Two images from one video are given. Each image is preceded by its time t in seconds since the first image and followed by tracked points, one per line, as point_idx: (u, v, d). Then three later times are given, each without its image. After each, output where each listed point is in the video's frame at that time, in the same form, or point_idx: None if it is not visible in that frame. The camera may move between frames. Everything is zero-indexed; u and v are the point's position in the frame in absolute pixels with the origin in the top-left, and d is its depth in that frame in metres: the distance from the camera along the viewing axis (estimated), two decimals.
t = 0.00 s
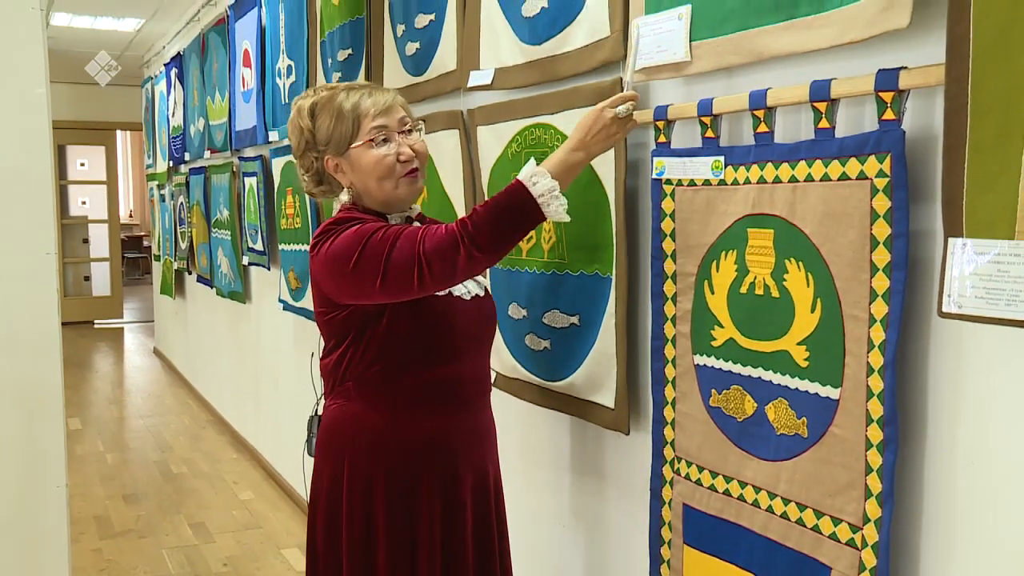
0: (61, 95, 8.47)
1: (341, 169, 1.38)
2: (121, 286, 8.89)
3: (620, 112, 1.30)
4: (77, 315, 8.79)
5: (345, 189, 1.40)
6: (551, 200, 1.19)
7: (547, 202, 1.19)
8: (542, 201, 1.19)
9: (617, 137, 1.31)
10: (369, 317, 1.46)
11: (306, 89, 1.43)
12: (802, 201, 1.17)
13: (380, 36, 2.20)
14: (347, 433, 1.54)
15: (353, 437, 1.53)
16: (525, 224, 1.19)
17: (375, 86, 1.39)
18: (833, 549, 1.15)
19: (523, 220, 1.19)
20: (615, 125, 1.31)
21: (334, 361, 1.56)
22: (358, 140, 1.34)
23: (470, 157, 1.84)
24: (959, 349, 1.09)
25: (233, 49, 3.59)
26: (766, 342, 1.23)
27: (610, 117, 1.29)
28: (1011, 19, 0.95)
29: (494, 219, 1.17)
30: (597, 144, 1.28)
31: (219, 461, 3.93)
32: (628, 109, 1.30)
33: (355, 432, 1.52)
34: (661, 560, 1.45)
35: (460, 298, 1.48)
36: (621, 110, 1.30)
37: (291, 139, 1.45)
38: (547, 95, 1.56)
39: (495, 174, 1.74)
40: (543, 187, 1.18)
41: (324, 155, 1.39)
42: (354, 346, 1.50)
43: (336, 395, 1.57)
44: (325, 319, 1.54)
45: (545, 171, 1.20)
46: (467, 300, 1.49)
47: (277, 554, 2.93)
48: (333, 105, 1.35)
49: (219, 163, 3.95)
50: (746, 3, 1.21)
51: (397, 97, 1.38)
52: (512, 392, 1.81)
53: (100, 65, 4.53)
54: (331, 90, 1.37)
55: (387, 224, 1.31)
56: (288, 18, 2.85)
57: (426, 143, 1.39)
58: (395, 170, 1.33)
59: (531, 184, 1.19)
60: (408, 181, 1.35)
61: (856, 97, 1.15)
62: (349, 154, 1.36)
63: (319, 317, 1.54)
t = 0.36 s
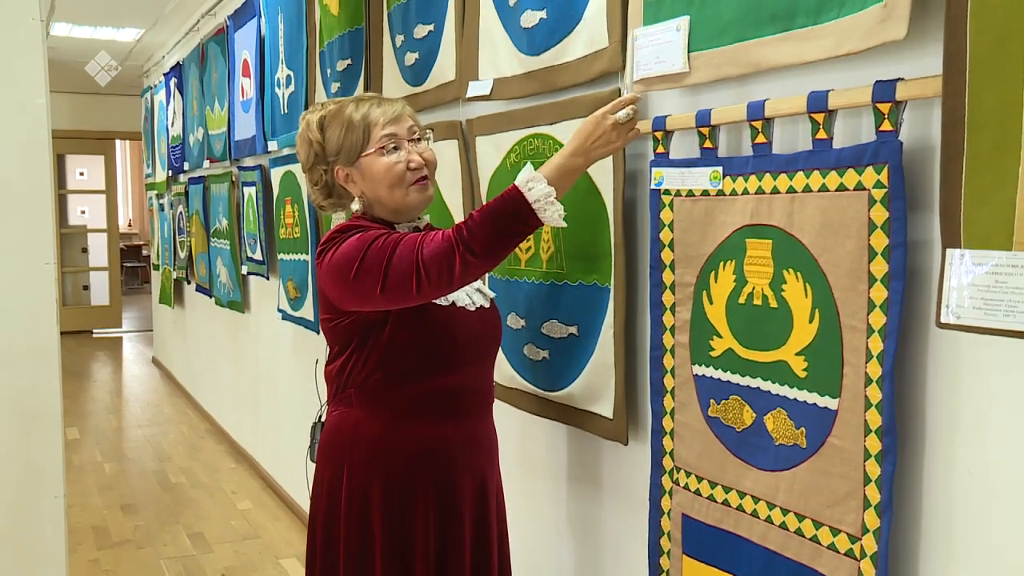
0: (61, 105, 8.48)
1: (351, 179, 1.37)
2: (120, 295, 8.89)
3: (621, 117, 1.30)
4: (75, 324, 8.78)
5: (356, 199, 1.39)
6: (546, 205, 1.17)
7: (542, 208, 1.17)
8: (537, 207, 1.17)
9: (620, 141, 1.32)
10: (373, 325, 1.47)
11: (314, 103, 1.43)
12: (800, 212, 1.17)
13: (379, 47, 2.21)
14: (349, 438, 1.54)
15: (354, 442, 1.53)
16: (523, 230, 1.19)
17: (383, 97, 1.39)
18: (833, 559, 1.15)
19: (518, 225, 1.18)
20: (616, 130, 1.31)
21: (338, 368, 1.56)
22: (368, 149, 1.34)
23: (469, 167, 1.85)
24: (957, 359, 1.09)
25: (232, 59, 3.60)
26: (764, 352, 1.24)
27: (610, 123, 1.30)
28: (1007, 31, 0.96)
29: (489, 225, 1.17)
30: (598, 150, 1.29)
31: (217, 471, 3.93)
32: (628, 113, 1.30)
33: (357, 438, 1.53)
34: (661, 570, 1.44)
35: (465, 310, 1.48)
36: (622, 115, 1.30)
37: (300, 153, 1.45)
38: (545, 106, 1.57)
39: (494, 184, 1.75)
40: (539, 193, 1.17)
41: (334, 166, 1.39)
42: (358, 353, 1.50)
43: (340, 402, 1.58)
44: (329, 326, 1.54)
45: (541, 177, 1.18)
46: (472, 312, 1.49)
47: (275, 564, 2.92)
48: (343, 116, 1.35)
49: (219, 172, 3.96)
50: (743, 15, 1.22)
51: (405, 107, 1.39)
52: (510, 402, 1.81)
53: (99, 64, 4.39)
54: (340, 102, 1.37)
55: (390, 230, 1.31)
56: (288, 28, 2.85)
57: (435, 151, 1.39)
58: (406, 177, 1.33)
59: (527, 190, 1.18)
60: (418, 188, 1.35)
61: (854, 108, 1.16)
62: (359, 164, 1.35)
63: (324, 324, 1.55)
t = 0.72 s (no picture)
0: (59, 114, 8.49)
1: (352, 189, 1.37)
2: (117, 304, 8.87)
3: (612, 103, 1.29)
4: (71, 333, 8.77)
5: (356, 210, 1.39)
6: (544, 192, 1.17)
7: (540, 194, 1.17)
8: (536, 194, 1.17)
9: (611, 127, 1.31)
10: (374, 333, 1.46)
11: (313, 116, 1.44)
12: (796, 222, 1.18)
13: (377, 58, 2.22)
14: (351, 446, 1.54)
15: (356, 449, 1.53)
16: (523, 220, 1.18)
17: (382, 108, 1.40)
18: (830, 570, 1.15)
19: (518, 215, 1.18)
20: (607, 117, 1.30)
21: (341, 375, 1.56)
22: (370, 159, 1.34)
23: (466, 177, 1.85)
24: (954, 369, 1.09)
25: (230, 69, 3.60)
26: (761, 362, 1.24)
27: (600, 110, 1.29)
28: (1003, 43, 0.97)
29: (489, 216, 1.17)
30: (590, 138, 1.28)
31: (214, 481, 3.92)
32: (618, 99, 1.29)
33: (359, 445, 1.52)
34: None
35: (467, 320, 1.48)
36: (612, 102, 1.28)
37: (298, 164, 1.45)
38: (540, 116, 1.57)
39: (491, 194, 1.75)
40: (535, 180, 1.17)
41: (334, 177, 1.39)
42: (359, 362, 1.50)
43: (342, 410, 1.57)
44: (332, 333, 1.54)
45: (537, 165, 1.19)
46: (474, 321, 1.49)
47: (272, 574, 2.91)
48: (343, 127, 1.36)
49: (217, 181, 3.96)
50: (740, 25, 1.22)
51: (404, 117, 1.39)
52: (507, 412, 1.81)
53: (99, 65, 4.60)
54: (339, 113, 1.38)
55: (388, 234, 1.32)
56: (286, 38, 2.86)
57: (434, 161, 1.40)
58: (408, 186, 1.34)
59: (524, 178, 1.18)
60: (419, 197, 1.35)
61: (850, 119, 1.16)
62: (360, 174, 1.36)
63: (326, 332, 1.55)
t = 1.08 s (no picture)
0: (56, 124, 8.50)
1: (349, 199, 1.38)
2: (113, 314, 8.85)
3: (608, 84, 1.30)
4: (66, 343, 8.75)
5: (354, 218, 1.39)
6: (546, 174, 1.17)
7: (542, 177, 1.17)
8: (537, 177, 1.17)
9: (609, 108, 1.31)
10: (375, 342, 1.45)
11: (310, 127, 1.44)
12: (791, 233, 1.18)
13: (373, 69, 2.22)
14: (352, 455, 1.53)
15: (357, 459, 1.52)
16: (525, 205, 1.18)
17: (380, 117, 1.40)
18: None
19: (520, 199, 1.18)
20: (604, 98, 1.31)
21: (340, 383, 1.55)
22: (367, 167, 1.34)
23: (462, 187, 1.85)
24: (948, 380, 1.09)
25: (227, 79, 3.61)
26: (757, 373, 1.24)
27: (597, 90, 1.30)
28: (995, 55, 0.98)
29: (493, 203, 1.16)
30: (589, 119, 1.29)
31: (209, 491, 3.91)
32: (614, 80, 1.30)
33: (360, 454, 1.51)
34: None
35: (470, 327, 1.49)
36: (608, 82, 1.30)
37: (295, 175, 1.45)
38: (535, 127, 1.58)
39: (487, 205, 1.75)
40: (536, 163, 1.17)
41: (332, 186, 1.39)
42: (359, 371, 1.49)
43: (341, 418, 1.56)
44: (332, 340, 1.53)
45: (537, 149, 1.18)
46: (476, 329, 1.50)
47: None
48: (340, 136, 1.36)
49: (213, 192, 3.96)
50: (735, 36, 1.23)
51: (401, 126, 1.39)
52: (503, 423, 1.81)
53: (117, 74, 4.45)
54: (336, 123, 1.38)
55: (390, 235, 1.31)
56: (282, 49, 2.87)
57: (432, 170, 1.40)
58: (405, 194, 1.34)
59: (525, 163, 1.17)
60: (417, 205, 1.35)
61: (845, 131, 1.17)
62: (358, 182, 1.36)
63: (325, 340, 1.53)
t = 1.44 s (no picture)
0: (47, 135, 8.48)
1: (333, 215, 1.38)
2: (103, 326, 8.82)
3: (600, 108, 1.28)
4: (56, 355, 8.70)
5: (337, 234, 1.39)
6: (538, 198, 1.18)
7: (534, 200, 1.18)
8: (530, 200, 1.18)
9: (600, 131, 1.30)
10: (366, 360, 1.44)
11: (291, 142, 1.44)
12: (780, 246, 1.19)
13: (364, 82, 2.23)
14: (345, 478, 1.49)
15: (351, 481, 1.49)
16: (518, 226, 1.19)
17: (362, 132, 1.41)
18: None
19: (513, 219, 1.18)
20: (596, 122, 1.29)
21: (328, 403, 1.52)
22: (352, 183, 1.34)
23: (453, 200, 1.85)
24: (937, 393, 1.10)
25: (218, 90, 3.61)
26: (747, 386, 1.24)
27: (589, 114, 1.27)
28: (980, 73, 1.00)
29: (486, 223, 1.17)
30: (580, 143, 1.28)
31: (200, 504, 3.89)
32: (606, 104, 1.28)
33: (354, 476, 1.48)
34: None
35: (456, 339, 1.50)
36: (600, 107, 1.27)
37: (275, 191, 1.44)
38: (525, 140, 1.58)
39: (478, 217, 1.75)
40: (529, 185, 1.18)
41: (315, 202, 1.39)
42: (349, 390, 1.47)
43: (331, 439, 1.53)
44: (319, 359, 1.51)
45: (529, 170, 1.19)
46: (462, 342, 1.51)
47: None
48: (323, 151, 1.36)
49: (204, 203, 3.95)
50: (724, 51, 1.23)
51: (384, 141, 1.40)
52: (494, 435, 1.81)
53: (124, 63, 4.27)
54: (319, 137, 1.38)
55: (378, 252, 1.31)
56: (273, 62, 2.88)
57: (415, 186, 1.41)
58: (390, 210, 1.34)
59: (517, 185, 1.18)
60: (402, 222, 1.36)
61: (833, 144, 1.17)
62: (342, 198, 1.36)
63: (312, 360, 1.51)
